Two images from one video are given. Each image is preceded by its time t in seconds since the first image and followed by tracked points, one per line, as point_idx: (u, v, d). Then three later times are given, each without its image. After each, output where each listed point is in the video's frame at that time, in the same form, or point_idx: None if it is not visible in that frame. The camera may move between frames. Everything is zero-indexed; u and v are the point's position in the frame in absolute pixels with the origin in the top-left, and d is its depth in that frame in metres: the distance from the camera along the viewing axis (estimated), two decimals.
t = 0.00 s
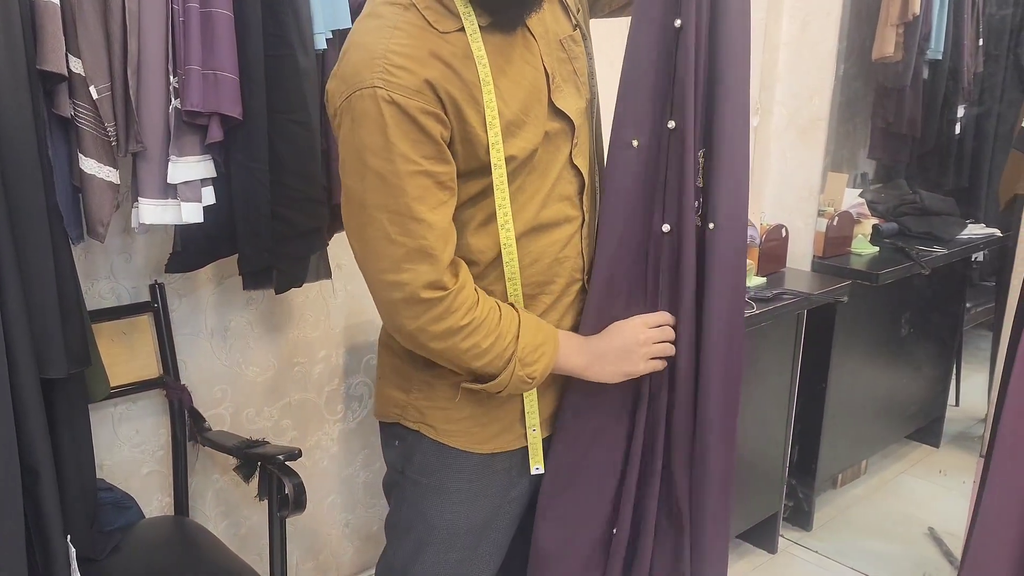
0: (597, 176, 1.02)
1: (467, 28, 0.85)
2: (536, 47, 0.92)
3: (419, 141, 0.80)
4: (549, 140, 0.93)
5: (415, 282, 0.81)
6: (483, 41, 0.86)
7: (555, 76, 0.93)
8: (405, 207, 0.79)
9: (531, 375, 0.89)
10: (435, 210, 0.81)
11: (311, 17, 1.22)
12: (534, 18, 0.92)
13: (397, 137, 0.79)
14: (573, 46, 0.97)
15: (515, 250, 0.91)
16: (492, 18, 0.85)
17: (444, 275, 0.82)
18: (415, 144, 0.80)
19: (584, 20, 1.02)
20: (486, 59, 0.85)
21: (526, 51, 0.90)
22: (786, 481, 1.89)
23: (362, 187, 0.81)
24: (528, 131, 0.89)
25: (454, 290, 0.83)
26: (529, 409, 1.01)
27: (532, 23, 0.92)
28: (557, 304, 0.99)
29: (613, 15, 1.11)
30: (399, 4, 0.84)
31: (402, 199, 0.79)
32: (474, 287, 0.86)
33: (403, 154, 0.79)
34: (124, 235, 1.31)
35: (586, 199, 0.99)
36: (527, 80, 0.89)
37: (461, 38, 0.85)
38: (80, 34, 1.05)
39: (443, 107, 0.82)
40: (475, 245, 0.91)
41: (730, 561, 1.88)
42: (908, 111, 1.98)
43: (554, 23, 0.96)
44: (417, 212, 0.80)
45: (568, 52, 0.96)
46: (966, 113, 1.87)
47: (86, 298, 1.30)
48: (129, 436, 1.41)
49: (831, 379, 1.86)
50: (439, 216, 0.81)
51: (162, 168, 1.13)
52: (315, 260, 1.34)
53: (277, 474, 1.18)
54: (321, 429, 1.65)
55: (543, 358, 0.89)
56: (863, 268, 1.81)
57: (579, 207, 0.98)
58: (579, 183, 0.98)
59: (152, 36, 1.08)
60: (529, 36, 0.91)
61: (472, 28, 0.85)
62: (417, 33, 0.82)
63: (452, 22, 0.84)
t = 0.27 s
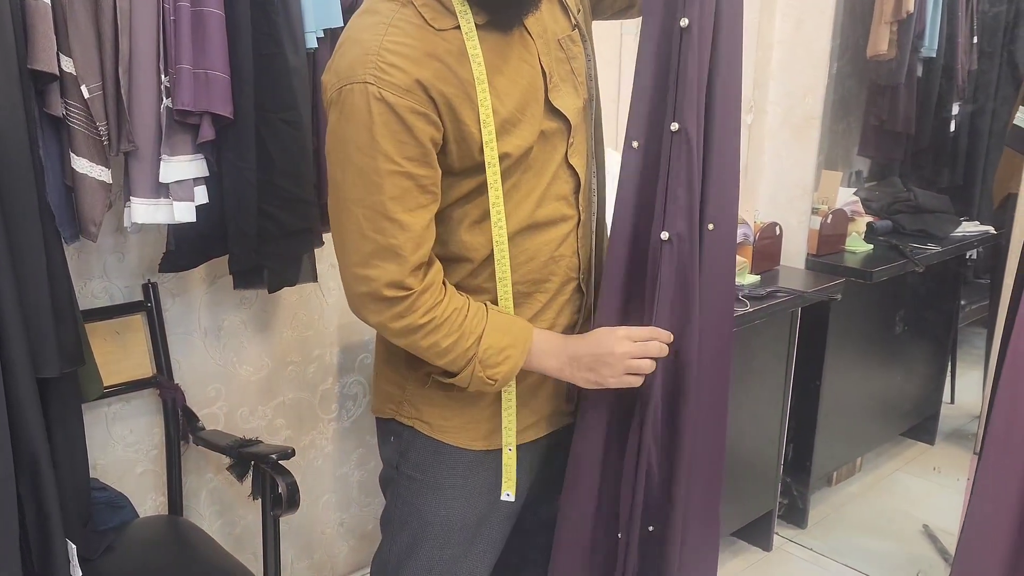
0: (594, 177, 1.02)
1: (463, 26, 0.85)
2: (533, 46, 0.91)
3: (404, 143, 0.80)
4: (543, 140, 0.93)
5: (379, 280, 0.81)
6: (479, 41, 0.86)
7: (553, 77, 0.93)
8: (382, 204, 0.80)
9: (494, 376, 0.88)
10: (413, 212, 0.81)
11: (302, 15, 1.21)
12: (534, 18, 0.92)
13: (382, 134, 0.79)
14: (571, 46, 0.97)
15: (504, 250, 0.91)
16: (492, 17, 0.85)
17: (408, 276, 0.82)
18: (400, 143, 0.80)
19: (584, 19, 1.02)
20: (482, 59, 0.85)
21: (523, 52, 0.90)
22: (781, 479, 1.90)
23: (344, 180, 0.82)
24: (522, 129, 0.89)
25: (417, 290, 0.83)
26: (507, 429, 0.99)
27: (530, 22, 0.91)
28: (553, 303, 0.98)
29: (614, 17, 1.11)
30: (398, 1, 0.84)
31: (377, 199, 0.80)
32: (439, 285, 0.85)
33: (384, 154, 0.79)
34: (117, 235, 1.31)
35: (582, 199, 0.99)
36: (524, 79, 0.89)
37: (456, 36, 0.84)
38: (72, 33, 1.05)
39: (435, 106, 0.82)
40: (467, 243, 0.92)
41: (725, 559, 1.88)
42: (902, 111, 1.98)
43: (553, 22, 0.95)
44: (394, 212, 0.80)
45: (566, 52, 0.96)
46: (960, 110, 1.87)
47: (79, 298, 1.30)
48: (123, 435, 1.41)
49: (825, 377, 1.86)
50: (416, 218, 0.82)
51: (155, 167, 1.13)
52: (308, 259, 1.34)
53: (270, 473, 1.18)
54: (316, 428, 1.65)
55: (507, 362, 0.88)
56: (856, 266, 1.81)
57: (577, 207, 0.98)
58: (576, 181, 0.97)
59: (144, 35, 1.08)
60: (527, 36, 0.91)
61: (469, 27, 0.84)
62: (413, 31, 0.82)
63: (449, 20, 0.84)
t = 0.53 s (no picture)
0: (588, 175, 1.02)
1: (448, 25, 0.84)
2: (523, 44, 0.91)
3: (397, 140, 0.80)
4: (534, 137, 0.93)
5: (389, 279, 0.81)
6: (465, 39, 0.85)
7: (544, 75, 0.93)
8: (380, 203, 0.79)
9: (506, 380, 0.88)
10: (414, 209, 0.81)
11: (297, 13, 1.21)
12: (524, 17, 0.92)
13: (373, 133, 0.79)
14: (563, 44, 0.97)
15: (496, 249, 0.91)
16: (478, 17, 0.85)
17: (420, 276, 0.82)
18: (392, 143, 0.80)
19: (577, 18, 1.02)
20: (468, 57, 0.85)
21: (513, 50, 0.90)
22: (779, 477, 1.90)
23: (342, 182, 0.82)
24: (513, 128, 0.89)
25: (431, 291, 0.83)
26: (501, 425, 0.99)
27: (520, 21, 0.91)
28: (548, 302, 0.98)
29: (612, 13, 1.11)
30: (385, 3, 0.84)
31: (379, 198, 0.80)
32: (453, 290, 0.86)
33: (379, 153, 0.79)
34: (113, 234, 1.31)
35: (576, 197, 0.99)
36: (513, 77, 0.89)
37: (442, 35, 0.84)
38: (67, 33, 1.04)
39: (424, 105, 0.82)
40: (461, 242, 0.91)
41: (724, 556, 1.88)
42: (899, 107, 1.99)
43: (544, 21, 0.95)
44: (392, 210, 0.80)
45: (558, 50, 0.96)
46: (958, 108, 1.87)
47: (75, 298, 1.30)
48: (121, 435, 1.41)
49: (823, 374, 1.86)
50: (417, 215, 0.81)
51: (151, 167, 1.12)
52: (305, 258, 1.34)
53: (267, 472, 1.18)
54: (314, 427, 1.65)
55: (520, 365, 0.88)
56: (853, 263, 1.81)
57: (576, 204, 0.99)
58: (569, 180, 0.98)
59: (140, 35, 1.08)
60: (516, 34, 0.91)
61: (454, 26, 0.84)
62: (400, 32, 0.82)
63: (434, 20, 0.84)
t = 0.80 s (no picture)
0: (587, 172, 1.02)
1: (443, 20, 0.84)
2: (519, 40, 0.91)
3: (398, 139, 0.80)
4: (532, 133, 0.93)
5: (390, 277, 0.81)
6: (460, 35, 0.85)
7: (541, 73, 0.93)
8: (381, 202, 0.79)
9: (500, 388, 0.88)
10: (417, 207, 0.81)
11: (299, 11, 1.21)
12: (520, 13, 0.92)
13: (372, 133, 0.79)
14: (561, 40, 0.97)
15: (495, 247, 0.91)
16: (474, 15, 0.85)
17: (421, 274, 0.81)
18: (393, 142, 0.80)
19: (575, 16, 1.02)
20: (464, 53, 0.85)
21: (508, 46, 0.90)
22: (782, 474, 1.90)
23: (345, 183, 0.82)
24: (511, 125, 0.89)
25: (431, 293, 0.83)
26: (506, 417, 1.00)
27: (517, 17, 0.91)
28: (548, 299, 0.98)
29: (610, 9, 1.11)
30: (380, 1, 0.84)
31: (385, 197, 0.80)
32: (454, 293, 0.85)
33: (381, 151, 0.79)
34: (115, 233, 1.31)
35: (575, 193, 0.98)
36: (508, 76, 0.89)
37: (437, 32, 0.84)
38: (68, 31, 1.04)
39: (421, 102, 0.82)
40: (463, 241, 0.91)
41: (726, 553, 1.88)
42: (901, 103, 1.99)
43: (542, 18, 0.95)
44: (394, 209, 0.80)
45: (555, 46, 0.96)
46: (960, 105, 1.89)
47: (78, 297, 1.30)
48: (124, 434, 1.41)
49: (824, 371, 1.86)
50: (420, 212, 0.81)
51: (152, 166, 1.13)
52: (307, 257, 1.34)
53: (270, 471, 1.18)
54: (317, 425, 1.65)
55: (516, 375, 0.88)
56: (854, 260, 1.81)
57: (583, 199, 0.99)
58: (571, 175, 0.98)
59: (141, 34, 1.08)
60: (512, 30, 0.91)
61: (449, 22, 0.84)
62: (395, 30, 0.82)
63: (428, 17, 0.84)
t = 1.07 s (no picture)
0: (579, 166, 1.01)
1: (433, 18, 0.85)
2: (511, 31, 0.92)
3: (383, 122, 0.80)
4: (520, 124, 0.92)
5: (353, 258, 0.80)
6: (450, 24, 0.86)
7: (532, 65, 0.93)
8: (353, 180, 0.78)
9: (425, 411, 0.77)
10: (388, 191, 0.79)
11: (300, 9, 1.21)
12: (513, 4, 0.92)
13: (355, 112, 0.79)
14: (556, 34, 0.96)
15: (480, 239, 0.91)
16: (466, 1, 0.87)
17: (380, 260, 0.78)
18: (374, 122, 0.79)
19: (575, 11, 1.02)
20: (453, 43, 0.86)
21: (498, 38, 0.90)
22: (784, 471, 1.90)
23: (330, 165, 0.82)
24: (500, 114, 0.89)
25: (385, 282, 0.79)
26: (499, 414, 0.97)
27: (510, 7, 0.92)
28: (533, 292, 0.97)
29: (615, 10, 1.10)
30: None
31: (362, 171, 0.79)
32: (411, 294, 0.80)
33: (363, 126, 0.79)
34: (118, 232, 1.31)
35: (568, 189, 0.97)
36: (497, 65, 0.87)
37: (428, 19, 0.85)
38: (71, 30, 1.05)
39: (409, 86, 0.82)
40: (447, 229, 0.92)
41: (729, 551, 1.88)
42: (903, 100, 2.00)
43: (537, 11, 0.95)
44: (366, 188, 0.78)
45: (550, 41, 0.96)
46: (961, 101, 1.87)
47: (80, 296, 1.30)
48: (127, 432, 1.41)
49: (827, 369, 1.86)
50: (390, 195, 0.79)
51: (155, 164, 1.13)
52: (310, 255, 1.34)
53: (273, 469, 1.18)
54: (319, 423, 1.65)
55: (444, 403, 0.76)
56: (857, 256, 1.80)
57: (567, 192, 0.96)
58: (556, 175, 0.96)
59: (143, 33, 1.08)
60: (504, 21, 0.91)
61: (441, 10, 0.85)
62: (389, 13, 0.83)
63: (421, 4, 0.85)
